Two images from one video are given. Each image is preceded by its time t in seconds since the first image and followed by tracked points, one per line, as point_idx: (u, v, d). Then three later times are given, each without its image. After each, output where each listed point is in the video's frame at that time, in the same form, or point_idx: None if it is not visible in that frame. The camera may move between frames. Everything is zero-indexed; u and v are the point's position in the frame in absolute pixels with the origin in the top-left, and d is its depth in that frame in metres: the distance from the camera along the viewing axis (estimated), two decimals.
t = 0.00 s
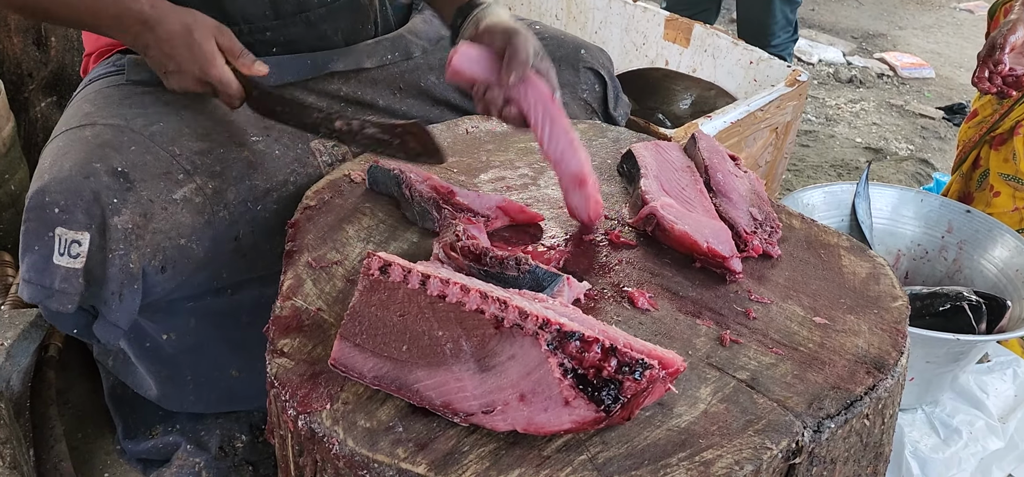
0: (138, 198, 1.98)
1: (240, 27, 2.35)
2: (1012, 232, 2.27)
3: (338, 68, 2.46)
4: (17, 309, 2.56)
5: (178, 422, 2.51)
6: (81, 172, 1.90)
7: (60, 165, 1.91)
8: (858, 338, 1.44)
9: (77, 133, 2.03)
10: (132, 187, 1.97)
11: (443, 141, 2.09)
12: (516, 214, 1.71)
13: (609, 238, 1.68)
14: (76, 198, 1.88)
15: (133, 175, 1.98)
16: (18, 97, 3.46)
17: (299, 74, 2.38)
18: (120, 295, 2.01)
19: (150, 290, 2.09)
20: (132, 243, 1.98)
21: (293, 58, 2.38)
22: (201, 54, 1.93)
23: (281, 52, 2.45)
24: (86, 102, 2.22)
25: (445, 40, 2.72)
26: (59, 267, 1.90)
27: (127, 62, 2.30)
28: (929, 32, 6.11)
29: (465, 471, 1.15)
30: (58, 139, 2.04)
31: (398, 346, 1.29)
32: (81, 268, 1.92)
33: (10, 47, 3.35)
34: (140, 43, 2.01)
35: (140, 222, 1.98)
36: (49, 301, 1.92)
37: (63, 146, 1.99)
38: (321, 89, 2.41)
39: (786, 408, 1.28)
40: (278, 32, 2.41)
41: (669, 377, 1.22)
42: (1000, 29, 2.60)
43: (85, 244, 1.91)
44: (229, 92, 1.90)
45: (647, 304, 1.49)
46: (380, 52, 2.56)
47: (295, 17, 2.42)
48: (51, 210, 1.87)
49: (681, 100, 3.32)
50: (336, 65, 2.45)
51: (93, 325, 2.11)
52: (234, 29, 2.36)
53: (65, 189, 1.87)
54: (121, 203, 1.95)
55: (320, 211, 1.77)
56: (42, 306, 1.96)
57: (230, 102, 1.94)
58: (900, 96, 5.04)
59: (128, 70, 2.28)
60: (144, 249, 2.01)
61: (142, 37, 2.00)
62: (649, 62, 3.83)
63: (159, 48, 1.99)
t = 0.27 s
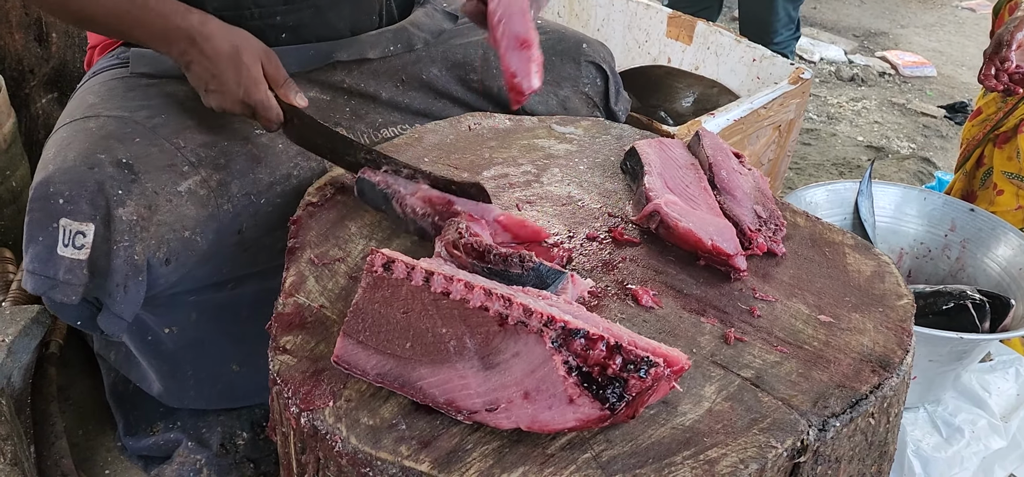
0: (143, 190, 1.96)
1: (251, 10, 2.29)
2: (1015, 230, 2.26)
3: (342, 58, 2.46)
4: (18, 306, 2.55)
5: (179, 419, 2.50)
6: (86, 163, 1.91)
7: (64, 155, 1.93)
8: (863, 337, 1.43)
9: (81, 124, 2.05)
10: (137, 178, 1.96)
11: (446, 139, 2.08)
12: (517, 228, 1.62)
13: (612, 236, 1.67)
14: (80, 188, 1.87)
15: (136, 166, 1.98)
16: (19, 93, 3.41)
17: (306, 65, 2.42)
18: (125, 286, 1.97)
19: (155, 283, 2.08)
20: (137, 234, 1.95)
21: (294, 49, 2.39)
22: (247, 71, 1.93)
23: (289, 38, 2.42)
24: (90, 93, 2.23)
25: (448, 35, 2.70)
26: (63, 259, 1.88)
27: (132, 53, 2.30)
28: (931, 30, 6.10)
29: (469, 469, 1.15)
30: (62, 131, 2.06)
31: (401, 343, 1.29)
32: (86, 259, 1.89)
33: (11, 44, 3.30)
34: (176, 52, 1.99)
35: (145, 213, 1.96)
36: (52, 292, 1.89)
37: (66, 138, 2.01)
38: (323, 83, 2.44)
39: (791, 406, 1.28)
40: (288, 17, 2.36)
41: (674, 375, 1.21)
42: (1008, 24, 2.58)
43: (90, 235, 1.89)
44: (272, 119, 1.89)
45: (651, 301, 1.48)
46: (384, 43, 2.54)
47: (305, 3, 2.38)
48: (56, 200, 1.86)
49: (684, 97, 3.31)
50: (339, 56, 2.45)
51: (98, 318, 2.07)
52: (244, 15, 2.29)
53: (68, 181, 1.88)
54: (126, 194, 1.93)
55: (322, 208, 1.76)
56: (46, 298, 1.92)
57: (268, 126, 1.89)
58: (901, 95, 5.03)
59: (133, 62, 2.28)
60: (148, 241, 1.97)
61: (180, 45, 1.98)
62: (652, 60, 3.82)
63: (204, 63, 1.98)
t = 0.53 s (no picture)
0: (149, 185, 1.95)
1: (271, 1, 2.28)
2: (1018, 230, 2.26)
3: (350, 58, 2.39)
4: (20, 305, 2.55)
5: (180, 417, 2.50)
6: (95, 157, 1.90)
7: (73, 148, 1.91)
8: (866, 337, 1.43)
9: (90, 118, 2.02)
10: (144, 172, 1.95)
11: (448, 139, 2.08)
12: (514, 228, 1.63)
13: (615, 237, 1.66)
14: (89, 182, 1.87)
15: (145, 160, 1.96)
16: (21, 91, 3.47)
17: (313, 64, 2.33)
18: (129, 280, 1.97)
19: (159, 278, 2.06)
20: (142, 229, 1.95)
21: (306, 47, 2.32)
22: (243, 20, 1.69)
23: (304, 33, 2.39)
24: (99, 88, 2.19)
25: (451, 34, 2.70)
26: (70, 252, 1.88)
27: (141, 48, 2.26)
28: (934, 30, 6.09)
29: (471, 469, 1.14)
30: (70, 124, 2.02)
31: (404, 343, 1.29)
32: (92, 253, 1.89)
33: (13, 42, 3.36)
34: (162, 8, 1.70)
35: (151, 207, 1.95)
36: (58, 285, 1.89)
37: (75, 131, 1.98)
38: (331, 83, 2.36)
39: (794, 406, 1.28)
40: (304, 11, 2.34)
41: (676, 376, 1.21)
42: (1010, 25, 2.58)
43: (97, 229, 1.89)
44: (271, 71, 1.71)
45: (653, 301, 1.48)
46: (390, 44, 2.48)
47: None
48: (64, 194, 1.85)
49: (685, 97, 3.31)
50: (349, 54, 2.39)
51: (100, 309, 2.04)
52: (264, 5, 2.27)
53: (77, 174, 1.87)
54: (133, 188, 1.92)
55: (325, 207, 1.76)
56: (52, 291, 1.92)
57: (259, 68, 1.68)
58: (903, 94, 5.03)
59: (143, 57, 2.25)
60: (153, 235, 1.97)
61: None
62: (654, 59, 3.82)
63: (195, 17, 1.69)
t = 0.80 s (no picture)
0: (162, 194, 1.96)
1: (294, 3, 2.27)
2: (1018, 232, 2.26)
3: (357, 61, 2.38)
4: (22, 304, 2.55)
5: (182, 417, 2.51)
6: (108, 165, 1.89)
7: (86, 155, 1.90)
8: (866, 339, 1.43)
9: (101, 125, 2.00)
10: (157, 181, 1.95)
11: (450, 140, 2.08)
12: (515, 227, 1.63)
13: (616, 238, 1.67)
14: (102, 190, 1.87)
15: (158, 168, 1.96)
16: (23, 91, 3.45)
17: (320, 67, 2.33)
18: (143, 288, 2.00)
19: (171, 286, 2.08)
20: (156, 238, 1.96)
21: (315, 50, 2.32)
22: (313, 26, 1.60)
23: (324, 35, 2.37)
24: (108, 92, 2.17)
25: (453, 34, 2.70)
26: (83, 260, 1.89)
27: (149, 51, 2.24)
28: (935, 31, 6.09)
29: (472, 469, 1.15)
30: (80, 131, 2.01)
31: (405, 343, 1.29)
32: (105, 261, 1.91)
33: (15, 43, 3.35)
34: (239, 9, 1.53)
35: (163, 217, 1.96)
36: (72, 293, 1.92)
37: (87, 138, 1.97)
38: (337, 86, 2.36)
39: (794, 408, 1.28)
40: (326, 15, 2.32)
41: (677, 377, 1.21)
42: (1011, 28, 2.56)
43: (111, 238, 1.90)
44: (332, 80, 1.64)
45: (654, 302, 1.48)
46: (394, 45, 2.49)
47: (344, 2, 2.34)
48: (77, 202, 1.85)
49: (686, 98, 3.31)
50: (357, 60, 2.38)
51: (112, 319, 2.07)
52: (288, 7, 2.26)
53: (90, 182, 1.86)
54: (147, 198, 1.93)
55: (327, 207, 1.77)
56: (63, 298, 1.94)
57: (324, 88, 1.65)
58: (904, 95, 5.03)
59: (151, 61, 2.22)
60: (167, 244, 1.99)
61: None
62: (655, 60, 3.82)
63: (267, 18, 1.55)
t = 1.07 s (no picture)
0: (168, 197, 1.96)
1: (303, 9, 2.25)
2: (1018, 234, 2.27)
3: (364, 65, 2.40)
4: (23, 305, 2.56)
5: (183, 417, 2.51)
6: (114, 168, 1.90)
7: (93, 158, 1.92)
8: (865, 340, 1.44)
9: (111, 126, 2.02)
10: (163, 184, 1.96)
11: (450, 142, 2.09)
12: (515, 228, 1.64)
13: (615, 240, 1.67)
14: (108, 193, 1.87)
15: (164, 171, 1.97)
16: (25, 93, 3.45)
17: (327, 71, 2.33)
18: (146, 292, 2.00)
19: (174, 288, 2.09)
20: (161, 241, 1.97)
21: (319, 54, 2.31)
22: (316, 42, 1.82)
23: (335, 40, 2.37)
24: (115, 94, 2.19)
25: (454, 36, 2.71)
26: (89, 262, 1.90)
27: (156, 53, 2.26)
28: (935, 33, 6.10)
29: (471, 470, 1.15)
30: (90, 132, 2.02)
31: (405, 344, 1.30)
32: (110, 264, 1.92)
33: (16, 44, 3.34)
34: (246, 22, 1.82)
35: (169, 220, 1.97)
36: (76, 294, 1.93)
37: (96, 139, 1.98)
38: (343, 90, 2.36)
39: (793, 409, 1.29)
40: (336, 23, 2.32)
41: (676, 378, 1.22)
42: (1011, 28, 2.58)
43: (116, 241, 1.90)
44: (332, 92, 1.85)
45: (653, 304, 1.49)
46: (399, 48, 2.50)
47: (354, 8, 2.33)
48: (84, 204, 1.86)
49: (686, 100, 3.31)
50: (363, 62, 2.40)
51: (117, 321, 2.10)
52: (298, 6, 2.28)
53: (97, 184, 1.87)
54: (153, 201, 1.94)
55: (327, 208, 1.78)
56: (67, 298, 1.96)
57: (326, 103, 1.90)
58: (904, 97, 5.04)
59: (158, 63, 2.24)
60: (171, 248, 1.99)
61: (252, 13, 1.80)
62: (655, 62, 3.83)
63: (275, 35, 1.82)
